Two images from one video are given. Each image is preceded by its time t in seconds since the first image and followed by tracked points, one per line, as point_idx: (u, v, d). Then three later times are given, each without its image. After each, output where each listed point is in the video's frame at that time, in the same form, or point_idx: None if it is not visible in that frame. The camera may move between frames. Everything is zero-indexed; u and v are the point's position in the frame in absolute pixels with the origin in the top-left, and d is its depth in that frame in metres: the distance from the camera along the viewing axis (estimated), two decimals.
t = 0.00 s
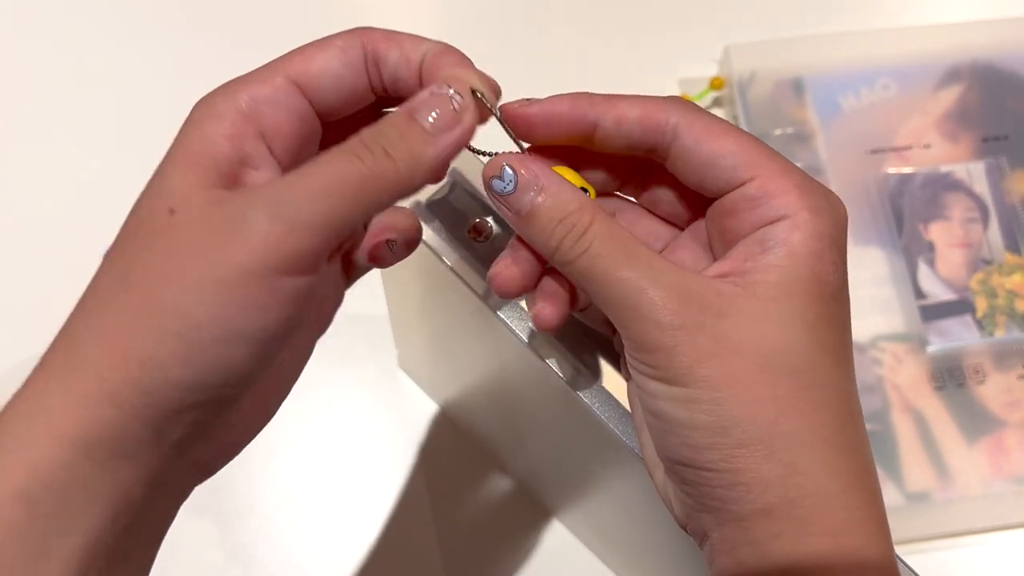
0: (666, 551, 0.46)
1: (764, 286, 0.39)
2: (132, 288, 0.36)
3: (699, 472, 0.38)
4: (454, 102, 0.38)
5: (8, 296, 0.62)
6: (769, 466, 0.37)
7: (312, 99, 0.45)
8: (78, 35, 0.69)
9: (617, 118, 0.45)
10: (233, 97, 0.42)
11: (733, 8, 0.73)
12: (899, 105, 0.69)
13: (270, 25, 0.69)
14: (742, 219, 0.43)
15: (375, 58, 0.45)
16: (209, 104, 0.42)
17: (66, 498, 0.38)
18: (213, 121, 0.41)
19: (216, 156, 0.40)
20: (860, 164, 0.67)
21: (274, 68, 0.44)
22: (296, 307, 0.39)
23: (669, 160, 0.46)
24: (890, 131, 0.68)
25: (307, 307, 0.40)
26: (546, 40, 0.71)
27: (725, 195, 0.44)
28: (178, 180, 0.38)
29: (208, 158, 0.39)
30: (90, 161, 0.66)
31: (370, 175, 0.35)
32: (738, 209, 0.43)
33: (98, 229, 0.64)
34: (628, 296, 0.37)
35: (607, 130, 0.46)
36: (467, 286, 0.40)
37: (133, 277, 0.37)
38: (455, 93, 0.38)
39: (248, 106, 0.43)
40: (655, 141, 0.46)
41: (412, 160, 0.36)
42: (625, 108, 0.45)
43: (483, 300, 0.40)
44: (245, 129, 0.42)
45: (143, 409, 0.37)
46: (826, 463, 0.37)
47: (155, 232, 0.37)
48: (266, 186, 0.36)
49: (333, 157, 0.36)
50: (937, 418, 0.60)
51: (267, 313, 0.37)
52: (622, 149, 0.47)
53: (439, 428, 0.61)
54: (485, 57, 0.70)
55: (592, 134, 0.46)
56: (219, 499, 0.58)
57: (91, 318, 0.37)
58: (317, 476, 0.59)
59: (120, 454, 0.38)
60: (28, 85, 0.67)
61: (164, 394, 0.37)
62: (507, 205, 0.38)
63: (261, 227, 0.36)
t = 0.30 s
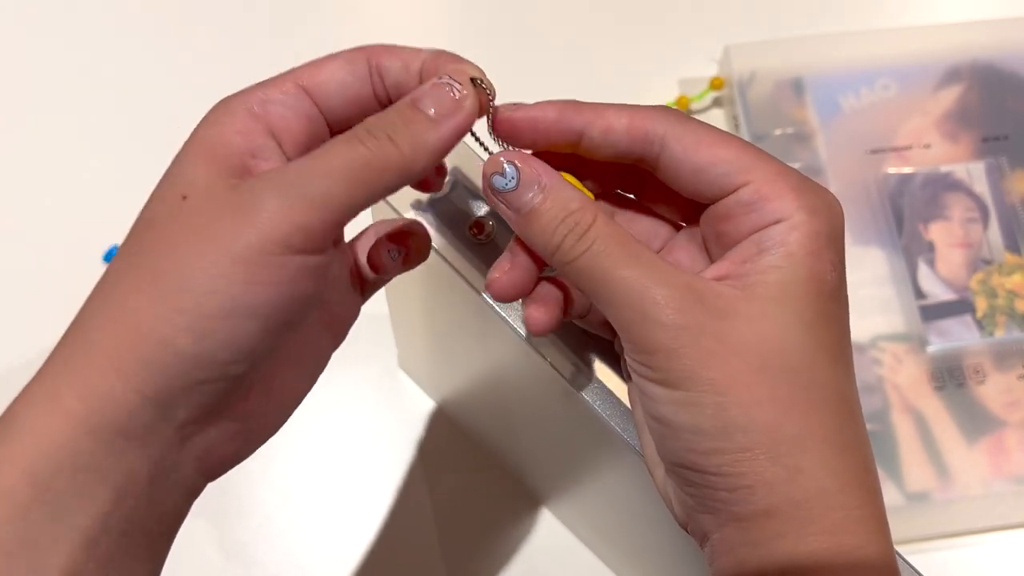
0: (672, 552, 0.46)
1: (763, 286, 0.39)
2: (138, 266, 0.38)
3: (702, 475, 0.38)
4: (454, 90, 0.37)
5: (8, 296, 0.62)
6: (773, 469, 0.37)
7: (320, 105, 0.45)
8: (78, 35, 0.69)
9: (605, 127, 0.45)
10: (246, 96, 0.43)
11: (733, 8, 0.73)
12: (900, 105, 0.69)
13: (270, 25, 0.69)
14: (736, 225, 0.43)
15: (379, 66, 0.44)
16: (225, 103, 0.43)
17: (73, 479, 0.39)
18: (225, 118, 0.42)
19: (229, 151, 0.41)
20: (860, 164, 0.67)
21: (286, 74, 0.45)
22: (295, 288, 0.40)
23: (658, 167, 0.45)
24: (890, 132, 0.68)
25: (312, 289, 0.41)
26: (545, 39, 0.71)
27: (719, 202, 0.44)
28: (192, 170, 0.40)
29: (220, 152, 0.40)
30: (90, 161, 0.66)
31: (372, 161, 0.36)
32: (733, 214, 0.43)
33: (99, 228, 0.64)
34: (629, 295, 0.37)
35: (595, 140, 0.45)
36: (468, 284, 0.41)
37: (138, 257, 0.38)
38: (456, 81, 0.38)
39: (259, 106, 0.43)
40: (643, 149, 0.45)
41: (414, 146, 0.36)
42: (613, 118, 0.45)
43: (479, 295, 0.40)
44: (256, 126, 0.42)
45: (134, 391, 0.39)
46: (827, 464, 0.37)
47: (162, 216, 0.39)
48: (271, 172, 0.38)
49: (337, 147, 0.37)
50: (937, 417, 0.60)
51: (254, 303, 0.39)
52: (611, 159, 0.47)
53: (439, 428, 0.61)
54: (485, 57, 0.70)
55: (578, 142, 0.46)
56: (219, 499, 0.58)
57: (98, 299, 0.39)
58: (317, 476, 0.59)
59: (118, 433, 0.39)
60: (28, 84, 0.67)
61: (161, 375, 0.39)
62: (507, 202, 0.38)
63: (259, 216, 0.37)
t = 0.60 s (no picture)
0: (662, 552, 0.46)
1: (763, 282, 0.39)
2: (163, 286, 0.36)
3: (701, 469, 0.38)
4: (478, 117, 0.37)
5: (6, 297, 0.61)
6: (770, 462, 0.37)
7: (313, 110, 0.45)
8: (76, 33, 0.69)
9: (615, 118, 0.46)
10: (239, 110, 0.42)
11: (732, 8, 0.73)
12: (898, 105, 0.69)
13: (270, 25, 0.69)
14: (736, 211, 0.44)
15: (375, 73, 0.45)
16: (211, 119, 0.41)
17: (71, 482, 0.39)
18: (221, 132, 0.40)
19: (236, 160, 0.39)
20: (859, 163, 0.67)
21: (270, 81, 0.43)
22: (325, 311, 0.37)
23: (667, 155, 0.47)
24: (890, 132, 0.68)
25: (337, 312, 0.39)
26: (545, 39, 0.71)
27: (719, 189, 0.45)
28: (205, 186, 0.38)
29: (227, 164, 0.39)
30: (90, 161, 0.65)
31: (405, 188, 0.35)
32: (733, 200, 0.44)
33: (98, 228, 0.63)
34: (633, 281, 0.37)
35: (608, 133, 0.47)
36: (468, 285, 0.40)
37: (163, 276, 0.36)
38: (477, 105, 0.38)
39: (257, 118, 0.42)
40: (654, 139, 0.47)
41: (443, 175, 0.36)
42: (622, 109, 0.46)
43: (482, 298, 0.40)
44: (260, 138, 0.41)
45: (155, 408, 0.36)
46: (824, 458, 0.37)
47: (187, 233, 0.37)
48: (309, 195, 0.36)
49: (363, 168, 0.35)
50: (937, 418, 0.60)
51: (287, 322, 0.36)
52: (622, 151, 0.48)
53: (439, 428, 0.61)
54: (485, 57, 0.70)
55: (592, 137, 0.47)
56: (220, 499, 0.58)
57: (115, 321, 0.36)
58: (317, 476, 0.59)
59: (142, 455, 0.36)
60: (26, 83, 0.67)
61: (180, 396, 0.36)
62: (525, 178, 0.39)
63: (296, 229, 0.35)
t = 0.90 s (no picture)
0: (664, 553, 0.46)
1: (759, 282, 0.39)
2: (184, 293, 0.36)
3: (690, 466, 0.38)
4: (496, 139, 0.39)
5: (5, 297, 0.61)
6: (758, 460, 0.37)
7: (313, 110, 0.44)
8: (76, 34, 0.69)
9: (618, 122, 0.46)
10: (240, 105, 0.41)
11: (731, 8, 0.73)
12: (898, 104, 0.69)
13: (271, 26, 0.69)
14: (731, 208, 0.44)
15: (382, 79, 0.45)
16: (210, 110, 0.40)
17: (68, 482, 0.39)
18: (220, 129, 0.39)
19: (239, 157, 0.39)
20: (859, 163, 0.67)
21: (274, 76, 0.43)
22: (337, 322, 0.39)
23: (670, 153, 0.47)
24: (890, 132, 0.68)
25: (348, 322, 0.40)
26: (545, 39, 0.71)
27: (716, 187, 0.45)
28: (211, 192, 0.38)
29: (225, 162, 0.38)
30: (89, 161, 0.65)
31: (424, 213, 0.38)
32: (729, 197, 0.44)
33: (98, 228, 0.63)
34: (627, 278, 0.38)
35: (611, 137, 0.47)
36: (467, 285, 0.40)
37: (185, 285, 0.36)
38: (495, 124, 0.39)
39: (257, 116, 0.41)
40: (657, 138, 0.47)
41: (457, 197, 0.38)
42: (624, 111, 0.46)
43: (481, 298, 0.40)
44: (261, 137, 0.40)
45: (182, 415, 0.36)
46: (817, 459, 0.37)
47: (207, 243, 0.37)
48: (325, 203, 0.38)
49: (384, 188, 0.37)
50: (937, 418, 0.60)
51: (296, 326, 0.37)
52: (627, 154, 0.48)
53: (439, 429, 0.61)
54: (485, 57, 0.70)
55: (597, 144, 0.47)
56: (220, 499, 0.58)
57: (136, 328, 0.36)
58: (317, 476, 0.59)
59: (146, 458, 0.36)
60: (26, 83, 0.67)
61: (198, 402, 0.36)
62: (530, 173, 0.39)
63: (325, 241, 0.37)
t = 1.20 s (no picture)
0: (667, 552, 0.46)
1: (762, 292, 0.39)
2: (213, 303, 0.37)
3: (682, 472, 0.38)
4: (509, 149, 0.40)
5: (5, 298, 0.61)
6: (751, 465, 0.37)
7: (324, 119, 0.43)
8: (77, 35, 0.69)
9: (641, 113, 0.46)
10: (252, 114, 0.40)
11: (732, 9, 0.73)
12: (898, 104, 0.69)
13: (271, 27, 0.70)
14: (737, 211, 0.44)
15: (395, 87, 0.45)
16: (222, 120, 0.40)
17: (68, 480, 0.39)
18: (234, 139, 0.39)
19: (255, 167, 0.39)
20: (858, 163, 0.67)
21: (286, 84, 0.42)
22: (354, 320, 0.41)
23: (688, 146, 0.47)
24: (890, 132, 0.68)
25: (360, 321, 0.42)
26: (546, 39, 0.71)
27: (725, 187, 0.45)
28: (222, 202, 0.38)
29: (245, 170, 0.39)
30: (89, 161, 0.65)
31: (433, 218, 0.39)
32: (736, 200, 0.44)
33: (98, 228, 0.64)
34: (626, 276, 0.38)
35: (635, 128, 0.47)
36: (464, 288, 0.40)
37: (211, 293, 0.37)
38: (511, 133, 0.40)
39: (270, 126, 0.41)
40: (678, 129, 0.47)
41: (465, 202, 0.40)
42: (647, 103, 0.46)
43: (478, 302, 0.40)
44: (275, 147, 0.40)
45: (208, 420, 0.37)
46: (809, 465, 0.37)
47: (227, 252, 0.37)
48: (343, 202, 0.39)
49: (399, 194, 0.38)
50: (937, 418, 0.60)
51: (306, 325, 0.38)
52: (649, 144, 0.48)
53: (439, 429, 0.61)
54: (487, 57, 0.70)
55: (621, 134, 0.47)
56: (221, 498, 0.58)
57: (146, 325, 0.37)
58: (317, 475, 0.60)
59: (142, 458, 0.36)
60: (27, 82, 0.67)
61: (226, 408, 0.37)
62: (553, 166, 0.40)
63: (344, 247, 0.38)
